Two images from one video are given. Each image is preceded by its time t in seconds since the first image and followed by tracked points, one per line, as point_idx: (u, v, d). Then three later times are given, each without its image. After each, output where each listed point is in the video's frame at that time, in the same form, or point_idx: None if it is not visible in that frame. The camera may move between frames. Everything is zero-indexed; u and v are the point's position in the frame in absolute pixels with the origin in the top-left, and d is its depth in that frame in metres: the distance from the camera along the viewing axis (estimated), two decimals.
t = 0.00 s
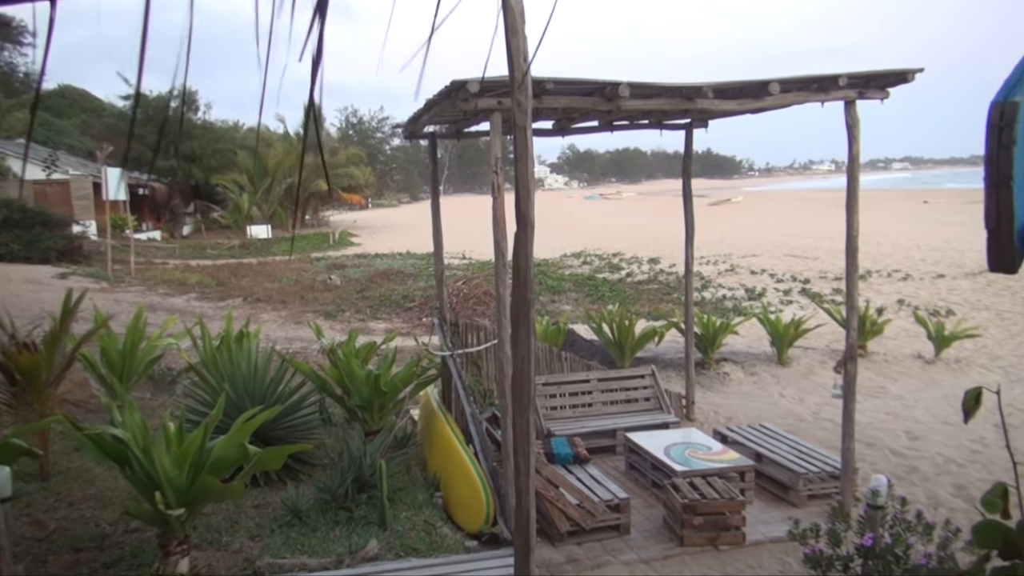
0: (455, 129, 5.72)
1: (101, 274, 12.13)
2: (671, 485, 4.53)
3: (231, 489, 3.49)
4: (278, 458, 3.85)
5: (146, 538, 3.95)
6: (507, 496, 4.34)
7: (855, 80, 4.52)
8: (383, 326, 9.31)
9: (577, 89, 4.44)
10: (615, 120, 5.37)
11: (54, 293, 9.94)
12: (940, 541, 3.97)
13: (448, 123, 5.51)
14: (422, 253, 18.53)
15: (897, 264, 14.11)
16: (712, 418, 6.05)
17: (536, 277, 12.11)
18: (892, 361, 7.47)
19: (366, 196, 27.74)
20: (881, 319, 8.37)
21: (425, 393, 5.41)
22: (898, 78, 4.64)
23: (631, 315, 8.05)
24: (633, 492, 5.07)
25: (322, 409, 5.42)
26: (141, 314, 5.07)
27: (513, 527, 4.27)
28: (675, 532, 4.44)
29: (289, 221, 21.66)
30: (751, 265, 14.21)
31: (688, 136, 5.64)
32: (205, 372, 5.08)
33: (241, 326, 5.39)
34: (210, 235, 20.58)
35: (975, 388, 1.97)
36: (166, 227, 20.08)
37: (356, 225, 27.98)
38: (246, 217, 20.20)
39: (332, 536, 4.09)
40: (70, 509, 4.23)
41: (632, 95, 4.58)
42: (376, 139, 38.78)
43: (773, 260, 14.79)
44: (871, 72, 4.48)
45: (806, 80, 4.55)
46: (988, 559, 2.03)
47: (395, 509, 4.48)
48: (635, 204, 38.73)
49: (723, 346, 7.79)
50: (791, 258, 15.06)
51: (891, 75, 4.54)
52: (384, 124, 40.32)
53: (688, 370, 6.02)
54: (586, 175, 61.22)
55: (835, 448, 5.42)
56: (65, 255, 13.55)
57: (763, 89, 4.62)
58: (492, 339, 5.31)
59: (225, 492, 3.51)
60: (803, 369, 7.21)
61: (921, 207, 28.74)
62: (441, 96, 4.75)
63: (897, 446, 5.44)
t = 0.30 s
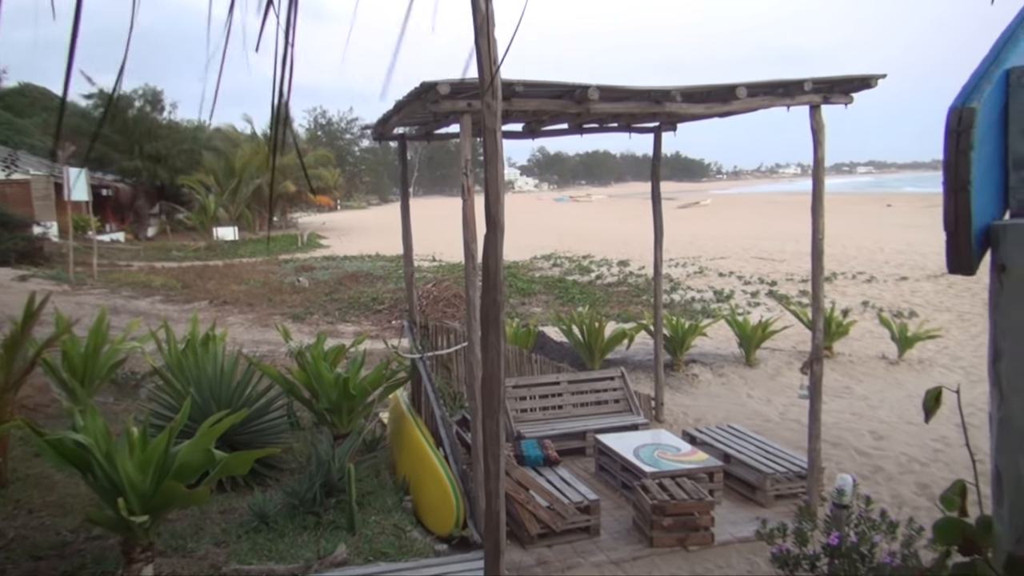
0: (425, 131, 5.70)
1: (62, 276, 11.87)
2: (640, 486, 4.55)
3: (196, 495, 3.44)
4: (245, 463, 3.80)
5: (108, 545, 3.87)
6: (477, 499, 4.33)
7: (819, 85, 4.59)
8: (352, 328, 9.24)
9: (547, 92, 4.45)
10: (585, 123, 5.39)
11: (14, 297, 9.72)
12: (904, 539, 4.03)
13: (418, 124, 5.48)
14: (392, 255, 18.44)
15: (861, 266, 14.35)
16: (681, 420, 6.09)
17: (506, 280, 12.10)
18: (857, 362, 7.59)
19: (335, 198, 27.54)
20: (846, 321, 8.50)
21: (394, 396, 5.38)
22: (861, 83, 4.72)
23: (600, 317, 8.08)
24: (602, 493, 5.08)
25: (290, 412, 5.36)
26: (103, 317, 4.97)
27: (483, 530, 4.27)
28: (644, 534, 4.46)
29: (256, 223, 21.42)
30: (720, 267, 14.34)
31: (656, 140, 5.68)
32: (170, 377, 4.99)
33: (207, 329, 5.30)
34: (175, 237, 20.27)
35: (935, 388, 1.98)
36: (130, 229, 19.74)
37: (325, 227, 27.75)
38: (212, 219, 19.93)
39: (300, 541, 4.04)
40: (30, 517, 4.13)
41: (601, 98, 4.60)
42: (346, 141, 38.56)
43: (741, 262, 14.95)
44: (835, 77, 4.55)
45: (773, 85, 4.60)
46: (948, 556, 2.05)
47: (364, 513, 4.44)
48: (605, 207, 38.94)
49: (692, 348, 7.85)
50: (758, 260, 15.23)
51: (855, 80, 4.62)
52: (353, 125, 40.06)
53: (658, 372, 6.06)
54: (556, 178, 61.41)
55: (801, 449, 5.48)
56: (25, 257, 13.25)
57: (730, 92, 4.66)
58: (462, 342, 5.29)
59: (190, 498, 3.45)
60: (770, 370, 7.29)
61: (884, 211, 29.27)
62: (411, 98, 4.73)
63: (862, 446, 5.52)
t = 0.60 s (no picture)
0: (393, 132, 5.68)
1: (20, 279, 11.60)
2: (608, 487, 4.57)
3: (160, 500, 3.39)
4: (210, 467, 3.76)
5: (69, 553, 3.80)
6: (445, 501, 4.33)
7: (784, 89, 4.65)
8: (319, 331, 9.17)
9: (515, 94, 4.46)
10: (553, 125, 5.41)
11: None
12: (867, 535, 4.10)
13: (386, 125, 5.46)
14: (360, 257, 18.33)
15: (825, 268, 14.57)
16: (650, 420, 6.14)
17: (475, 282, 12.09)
18: (821, 362, 7.70)
19: (302, 200, 27.30)
20: (811, 322, 8.62)
21: (362, 398, 5.34)
22: (825, 88, 4.79)
23: (569, 318, 8.11)
24: (571, 494, 5.10)
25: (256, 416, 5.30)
26: (63, 321, 4.87)
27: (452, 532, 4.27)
28: (613, 534, 4.48)
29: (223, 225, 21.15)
30: (687, 269, 14.47)
31: (625, 142, 5.71)
32: (133, 381, 4.91)
33: (171, 332, 5.22)
34: (139, 239, 19.92)
35: (894, 386, 2.02)
36: (92, 230, 19.35)
37: (293, 229, 27.47)
38: (177, 220, 19.64)
39: (267, 546, 4.00)
40: None
41: (569, 100, 4.61)
42: (314, 142, 38.24)
43: (708, 264, 15.10)
44: (799, 81, 4.61)
45: (739, 88, 4.66)
46: (907, 551, 2.10)
47: (332, 517, 4.40)
48: (574, 210, 39.10)
49: (660, 349, 7.91)
50: (725, 262, 15.40)
51: (819, 85, 4.69)
52: (321, 127, 39.75)
53: (626, 374, 6.09)
54: (526, 181, 61.55)
55: (767, 448, 5.55)
56: None
57: (697, 95, 4.71)
58: (431, 344, 5.28)
59: (154, 503, 3.41)
60: (736, 371, 7.37)
61: (848, 213, 29.78)
62: (379, 99, 4.71)
63: (826, 445, 5.60)
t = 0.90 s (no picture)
0: (360, 134, 5.65)
1: None
2: (577, 487, 4.60)
3: (123, 506, 3.34)
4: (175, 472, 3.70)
5: (28, 561, 3.72)
6: (414, 503, 4.31)
7: (749, 92, 4.72)
8: (286, 334, 9.08)
9: (483, 96, 4.47)
10: (522, 127, 5.42)
11: None
12: (831, 532, 4.18)
13: (353, 127, 5.43)
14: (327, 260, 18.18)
15: (790, 269, 14.78)
16: (618, 421, 6.17)
17: (444, 284, 12.06)
18: (786, 362, 7.81)
19: (268, 201, 27.01)
20: (776, 322, 8.74)
21: (330, 402, 5.31)
22: (789, 92, 4.87)
23: (538, 320, 8.13)
24: (541, 495, 5.11)
25: (222, 420, 5.23)
26: (22, 325, 4.76)
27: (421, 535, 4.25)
28: (582, 534, 4.50)
29: (187, 227, 20.84)
30: (655, 271, 14.59)
31: (593, 145, 5.75)
32: (95, 386, 4.82)
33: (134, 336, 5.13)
34: (100, 242, 19.55)
35: (854, 384, 2.05)
36: (51, 233, 18.95)
37: (259, 231, 27.17)
38: (139, 222, 19.30)
39: (233, 552, 3.95)
40: None
41: (537, 102, 4.63)
42: (281, 143, 37.87)
43: (675, 266, 15.23)
44: (764, 85, 4.68)
45: (705, 91, 4.71)
46: (868, 546, 2.14)
47: (300, 521, 4.36)
48: (543, 211, 39.16)
49: (628, 350, 7.96)
50: (692, 263, 15.57)
51: (783, 89, 4.77)
52: (287, 128, 39.36)
53: (595, 375, 6.12)
54: (495, 183, 61.56)
55: (734, 447, 5.61)
56: None
57: (664, 98, 4.75)
58: (400, 347, 5.26)
59: (116, 510, 3.35)
60: (704, 371, 7.44)
61: (812, 215, 30.24)
62: (346, 100, 4.69)
63: (791, 443, 5.68)
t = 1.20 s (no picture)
0: (328, 135, 5.62)
1: None
2: (548, 488, 4.60)
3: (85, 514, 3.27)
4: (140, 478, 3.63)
5: None
6: (384, 506, 4.29)
7: (715, 95, 4.78)
8: (254, 337, 8.99)
9: (452, 97, 4.46)
10: (490, 129, 5.43)
11: None
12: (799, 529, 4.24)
13: (321, 128, 5.40)
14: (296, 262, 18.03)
15: (757, 270, 14.96)
16: (589, 422, 6.19)
17: (413, 287, 12.01)
18: (754, 362, 7.90)
19: (236, 204, 26.69)
20: (744, 322, 8.83)
21: (299, 405, 5.26)
22: (755, 94, 4.94)
23: (508, 321, 8.14)
24: (511, 497, 5.10)
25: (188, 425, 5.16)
26: None
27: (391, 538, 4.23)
28: (553, 535, 4.51)
29: (153, 229, 20.53)
30: (625, 272, 14.68)
31: (561, 147, 5.77)
32: (57, 391, 4.73)
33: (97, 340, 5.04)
34: (63, 244, 19.17)
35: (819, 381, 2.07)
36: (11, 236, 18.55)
37: (226, 233, 26.84)
38: (103, 224, 18.97)
39: (199, 558, 3.90)
40: None
41: (506, 104, 4.64)
42: (248, 145, 37.51)
43: (645, 267, 15.33)
44: (730, 88, 4.75)
45: (672, 94, 4.75)
46: (832, 541, 2.16)
47: (267, 526, 4.31)
48: (513, 213, 39.20)
49: (598, 351, 8.00)
50: (661, 264, 15.68)
51: (748, 92, 4.83)
52: (254, 129, 38.96)
53: (565, 376, 6.14)
54: (466, 185, 61.50)
55: (702, 447, 5.66)
56: None
57: (631, 101, 4.78)
58: (369, 349, 5.23)
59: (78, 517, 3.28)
60: (673, 372, 7.50)
61: (779, 217, 30.62)
62: (313, 101, 4.66)
63: (759, 442, 5.75)
